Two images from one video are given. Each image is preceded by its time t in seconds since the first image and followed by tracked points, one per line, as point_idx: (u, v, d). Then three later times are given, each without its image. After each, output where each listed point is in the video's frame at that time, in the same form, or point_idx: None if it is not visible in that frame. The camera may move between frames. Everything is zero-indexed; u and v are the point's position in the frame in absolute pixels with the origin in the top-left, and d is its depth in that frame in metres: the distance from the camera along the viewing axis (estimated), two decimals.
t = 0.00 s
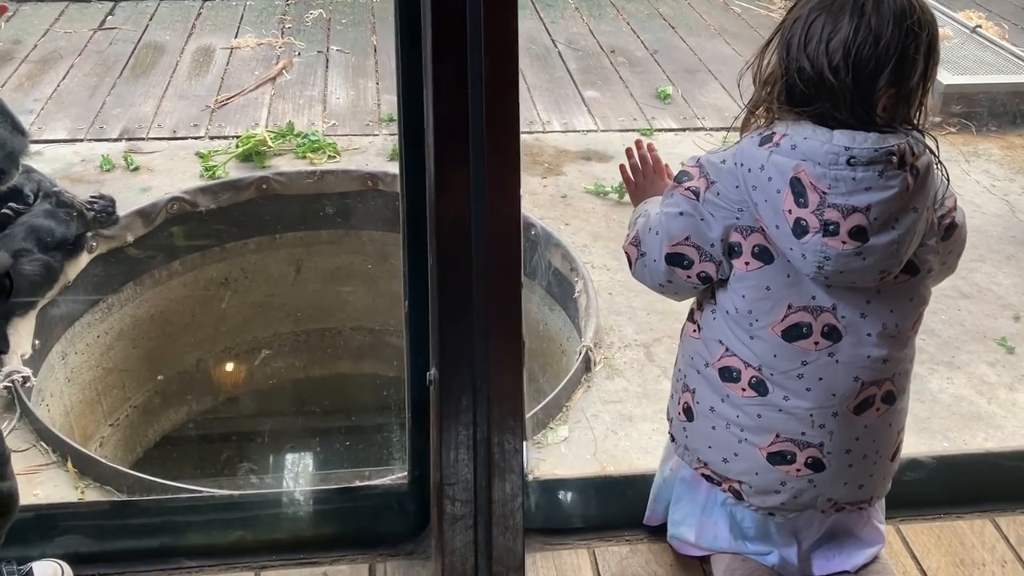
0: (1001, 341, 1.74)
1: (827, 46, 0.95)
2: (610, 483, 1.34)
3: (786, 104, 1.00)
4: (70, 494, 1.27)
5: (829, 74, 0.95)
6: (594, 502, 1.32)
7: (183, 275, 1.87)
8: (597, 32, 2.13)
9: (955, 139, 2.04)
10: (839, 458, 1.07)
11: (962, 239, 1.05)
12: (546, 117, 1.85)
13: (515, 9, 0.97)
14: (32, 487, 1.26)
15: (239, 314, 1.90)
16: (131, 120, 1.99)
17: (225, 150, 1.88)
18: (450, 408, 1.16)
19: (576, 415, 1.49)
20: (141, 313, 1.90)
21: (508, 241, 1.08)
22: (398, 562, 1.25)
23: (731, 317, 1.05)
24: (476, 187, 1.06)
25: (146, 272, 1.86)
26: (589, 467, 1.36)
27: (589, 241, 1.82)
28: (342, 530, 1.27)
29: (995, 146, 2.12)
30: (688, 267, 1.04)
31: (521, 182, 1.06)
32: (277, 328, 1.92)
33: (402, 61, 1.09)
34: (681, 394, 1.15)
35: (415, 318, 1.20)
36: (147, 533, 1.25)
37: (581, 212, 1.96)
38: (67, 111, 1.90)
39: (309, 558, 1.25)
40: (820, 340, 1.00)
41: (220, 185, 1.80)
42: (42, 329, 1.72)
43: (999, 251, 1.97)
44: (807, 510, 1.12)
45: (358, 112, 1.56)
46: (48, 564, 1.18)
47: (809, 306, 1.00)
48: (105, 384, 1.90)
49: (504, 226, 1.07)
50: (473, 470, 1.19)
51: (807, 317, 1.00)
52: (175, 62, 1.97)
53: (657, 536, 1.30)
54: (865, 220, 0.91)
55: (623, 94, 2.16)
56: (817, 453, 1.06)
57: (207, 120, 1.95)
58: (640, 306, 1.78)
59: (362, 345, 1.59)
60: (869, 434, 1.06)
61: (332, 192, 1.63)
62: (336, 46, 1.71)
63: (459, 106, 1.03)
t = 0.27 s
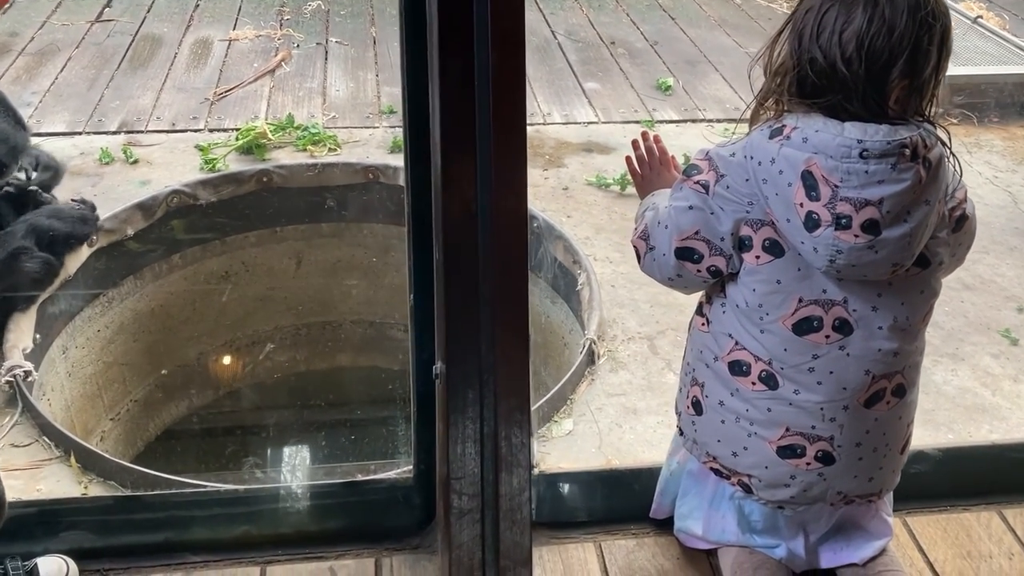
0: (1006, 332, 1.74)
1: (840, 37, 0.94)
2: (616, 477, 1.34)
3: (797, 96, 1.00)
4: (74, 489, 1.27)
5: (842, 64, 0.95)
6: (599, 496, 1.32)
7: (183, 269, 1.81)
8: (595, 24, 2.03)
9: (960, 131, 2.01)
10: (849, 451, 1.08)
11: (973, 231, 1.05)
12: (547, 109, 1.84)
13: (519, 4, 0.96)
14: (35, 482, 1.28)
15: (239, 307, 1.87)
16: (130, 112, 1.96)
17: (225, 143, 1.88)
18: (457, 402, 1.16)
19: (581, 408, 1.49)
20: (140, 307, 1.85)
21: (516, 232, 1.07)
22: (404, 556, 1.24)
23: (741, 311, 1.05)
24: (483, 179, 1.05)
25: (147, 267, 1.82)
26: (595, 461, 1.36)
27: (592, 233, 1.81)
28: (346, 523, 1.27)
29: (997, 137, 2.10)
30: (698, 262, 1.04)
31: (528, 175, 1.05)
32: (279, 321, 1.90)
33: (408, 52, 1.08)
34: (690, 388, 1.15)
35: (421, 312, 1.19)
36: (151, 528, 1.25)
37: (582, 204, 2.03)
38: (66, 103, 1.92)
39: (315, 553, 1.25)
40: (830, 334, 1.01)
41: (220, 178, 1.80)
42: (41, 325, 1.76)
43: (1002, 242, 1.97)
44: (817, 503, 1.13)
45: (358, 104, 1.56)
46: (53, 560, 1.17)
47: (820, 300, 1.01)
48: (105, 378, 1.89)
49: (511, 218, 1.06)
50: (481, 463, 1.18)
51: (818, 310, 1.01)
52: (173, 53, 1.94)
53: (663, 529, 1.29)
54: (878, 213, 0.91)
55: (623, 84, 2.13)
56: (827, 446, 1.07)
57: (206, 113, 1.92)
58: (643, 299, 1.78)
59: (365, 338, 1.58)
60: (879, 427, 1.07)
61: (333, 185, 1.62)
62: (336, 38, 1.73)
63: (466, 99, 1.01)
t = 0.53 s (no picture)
0: (1005, 324, 1.74)
1: (841, 30, 0.94)
2: (617, 471, 1.33)
3: (798, 88, 0.99)
4: (74, 486, 1.26)
5: (843, 57, 0.95)
6: (601, 490, 1.32)
7: (180, 264, 1.82)
8: (592, 17, 2.07)
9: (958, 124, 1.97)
10: (850, 444, 1.08)
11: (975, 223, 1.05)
12: (545, 102, 1.84)
13: None
14: (34, 478, 1.27)
15: (237, 303, 1.87)
16: (126, 107, 1.93)
17: (223, 137, 1.87)
18: (458, 396, 1.15)
19: (581, 403, 1.49)
20: (137, 303, 1.84)
21: (517, 225, 1.06)
22: (406, 551, 1.24)
23: (742, 305, 1.06)
24: (484, 173, 1.05)
25: (143, 263, 1.80)
26: (596, 455, 1.35)
27: (591, 227, 1.81)
28: (348, 518, 1.27)
29: (996, 129, 2.08)
30: (700, 255, 1.05)
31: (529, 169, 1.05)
32: (277, 316, 1.90)
33: (407, 46, 1.07)
34: (692, 382, 1.16)
35: (422, 306, 1.19)
36: (152, 525, 1.24)
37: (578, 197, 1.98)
38: (63, 97, 1.89)
39: (317, 548, 1.25)
40: (832, 327, 1.01)
41: (218, 173, 1.79)
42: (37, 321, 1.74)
43: (1001, 234, 1.97)
44: (818, 496, 1.13)
45: (355, 98, 1.56)
46: (54, 558, 1.17)
47: (821, 293, 1.01)
48: (105, 372, 1.90)
49: (513, 211, 1.05)
50: (482, 459, 1.17)
51: (819, 304, 1.01)
52: (169, 48, 1.91)
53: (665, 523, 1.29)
54: (880, 206, 0.91)
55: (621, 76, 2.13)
56: (828, 440, 1.07)
57: (202, 106, 1.92)
58: (642, 292, 1.77)
59: (363, 332, 1.58)
60: (881, 420, 1.08)
61: (332, 179, 1.62)
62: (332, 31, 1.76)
63: (466, 92, 1.01)
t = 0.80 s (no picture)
0: (998, 314, 1.75)
1: (829, 19, 0.94)
2: (613, 464, 1.34)
3: (787, 80, 0.99)
4: (69, 481, 1.27)
5: (832, 49, 0.95)
6: (596, 482, 1.32)
7: (173, 258, 1.82)
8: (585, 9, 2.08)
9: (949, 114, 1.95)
10: (843, 434, 1.09)
11: (966, 211, 1.05)
12: (537, 94, 1.84)
13: None
14: (29, 474, 1.28)
15: (230, 298, 1.88)
16: (117, 102, 1.89)
17: (215, 131, 1.86)
18: (452, 388, 1.15)
19: (575, 395, 1.49)
20: (130, 298, 1.86)
21: (512, 220, 1.05)
22: (401, 544, 1.25)
23: (736, 295, 1.06)
24: (476, 165, 1.04)
25: (136, 258, 1.82)
26: (589, 446, 1.36)
27: (584, 219, 1.81)
28: (343, 512, 1.27)
29: (987, 120, 2.10)
30: (693, 247, 1.05)
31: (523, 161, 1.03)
32: (272, 310, 1.91)
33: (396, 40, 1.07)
34: (685, 372, 1.17)
35: (416, 299, 1.19)
36: (147, 519, 1.24)
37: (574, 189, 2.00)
38: (54, 92, 1.85)
39: (312, 542, 1.25)
40: (824, 318, 1.02)
41: (211, 166, 1.78)
42: (32, 315, 1.79)
43: (993, 224, 1.97)
44: (811, 486, 1.14)
45: (348, 90, 1.57)
46: (49, 552, 1.17)
47: (814, 284, 1.01)
48: (99, 368, 1.91)
49: (508, 207, 1.04)
50: (477, 451, 1.18)
51: (812, 294, 1.01)
52: (161, 41, 1.92)
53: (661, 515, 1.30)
54: (872, 195, 0.91)
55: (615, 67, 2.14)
56: (821, 430, 1.08)
57: (195, 101, 1.89)
58: (636, 284, 1.77)
59: (358, 326, 1.59)
60: (873, 410, 1.08)
61: (325, 172, 1.63)
62: (324, 24, 1.76)
63: (457, 86, 1.01)
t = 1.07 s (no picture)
0: (987, 302, 1.75)
1: (818, 18, 0.94)
2: (605, 455, 1.33)
3: (778, 79, 1.00)
4: (58, 478, 1.25)
5: (822, 47, 0.94)
6: (588, 474, 1.32)
7: (163, 252, 1.83)
8: None
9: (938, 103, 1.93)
10: (860, 432, 1.08)
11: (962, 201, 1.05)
12: (527, 85, 1.83)
13: None
14: (18, 471, 1.27)
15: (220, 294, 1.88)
16: (104, 96, 1.90)
17: (204, 125, 1.82)
18: (442, 381, 1.14)
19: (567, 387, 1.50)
20: (119, 294, 1.87)
21: (500, 212, 1.05)
22: (394, 538, 1.25)
23: (743, 297, 1.06)
24: (463, 155, 1.03)
25: (125, 253, 1.83)
26: (580, 438, 1.35)
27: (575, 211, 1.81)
28: (337, 506, 1.27)
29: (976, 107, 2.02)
30: (682, 247, 1.06)
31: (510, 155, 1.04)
32: (262, 305, 1.91)
33: (384, 31, 1.06)
34: (696, 378, 1.17)
35: (405, 291, 1.18)
36: (139, 515, 1.24)
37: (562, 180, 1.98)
38: (40, 87, 1.89)
39: (304, 536, 1.25)
40: (833, 314, 1.02)
41: (200, 161, 1.75)
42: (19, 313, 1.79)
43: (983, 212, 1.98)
44: (831, 487, 1.14)
45: (337, 84, 1.56)
46: (40, 549, 1.17)
47: (819, 280, 1.01)
48: (87, 365, 1.90)
49: (497, 199, 1.04)
50: (468, 445, 1.17)
51: (818, 292, 1.01)
52: (147, 35, 1.90)
53: (653, 506, 1.30)
54: (870, 187, 0.91)
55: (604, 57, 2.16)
56: (838, 429, 1.08)
57: (183, 95, 1.87)
58: (628, 276, 1.75)
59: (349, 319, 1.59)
60: (889, 405, 1.08)
61: (314, 165, 1.62)
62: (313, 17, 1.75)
63: (444, 76, 1.00)
